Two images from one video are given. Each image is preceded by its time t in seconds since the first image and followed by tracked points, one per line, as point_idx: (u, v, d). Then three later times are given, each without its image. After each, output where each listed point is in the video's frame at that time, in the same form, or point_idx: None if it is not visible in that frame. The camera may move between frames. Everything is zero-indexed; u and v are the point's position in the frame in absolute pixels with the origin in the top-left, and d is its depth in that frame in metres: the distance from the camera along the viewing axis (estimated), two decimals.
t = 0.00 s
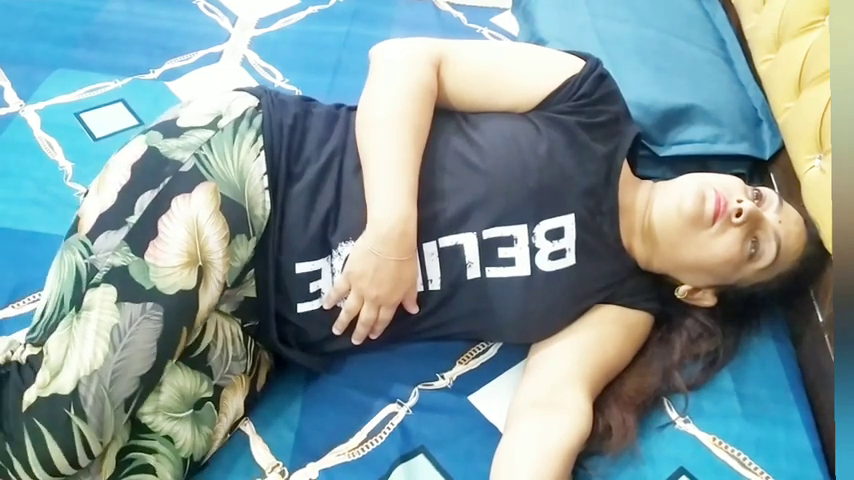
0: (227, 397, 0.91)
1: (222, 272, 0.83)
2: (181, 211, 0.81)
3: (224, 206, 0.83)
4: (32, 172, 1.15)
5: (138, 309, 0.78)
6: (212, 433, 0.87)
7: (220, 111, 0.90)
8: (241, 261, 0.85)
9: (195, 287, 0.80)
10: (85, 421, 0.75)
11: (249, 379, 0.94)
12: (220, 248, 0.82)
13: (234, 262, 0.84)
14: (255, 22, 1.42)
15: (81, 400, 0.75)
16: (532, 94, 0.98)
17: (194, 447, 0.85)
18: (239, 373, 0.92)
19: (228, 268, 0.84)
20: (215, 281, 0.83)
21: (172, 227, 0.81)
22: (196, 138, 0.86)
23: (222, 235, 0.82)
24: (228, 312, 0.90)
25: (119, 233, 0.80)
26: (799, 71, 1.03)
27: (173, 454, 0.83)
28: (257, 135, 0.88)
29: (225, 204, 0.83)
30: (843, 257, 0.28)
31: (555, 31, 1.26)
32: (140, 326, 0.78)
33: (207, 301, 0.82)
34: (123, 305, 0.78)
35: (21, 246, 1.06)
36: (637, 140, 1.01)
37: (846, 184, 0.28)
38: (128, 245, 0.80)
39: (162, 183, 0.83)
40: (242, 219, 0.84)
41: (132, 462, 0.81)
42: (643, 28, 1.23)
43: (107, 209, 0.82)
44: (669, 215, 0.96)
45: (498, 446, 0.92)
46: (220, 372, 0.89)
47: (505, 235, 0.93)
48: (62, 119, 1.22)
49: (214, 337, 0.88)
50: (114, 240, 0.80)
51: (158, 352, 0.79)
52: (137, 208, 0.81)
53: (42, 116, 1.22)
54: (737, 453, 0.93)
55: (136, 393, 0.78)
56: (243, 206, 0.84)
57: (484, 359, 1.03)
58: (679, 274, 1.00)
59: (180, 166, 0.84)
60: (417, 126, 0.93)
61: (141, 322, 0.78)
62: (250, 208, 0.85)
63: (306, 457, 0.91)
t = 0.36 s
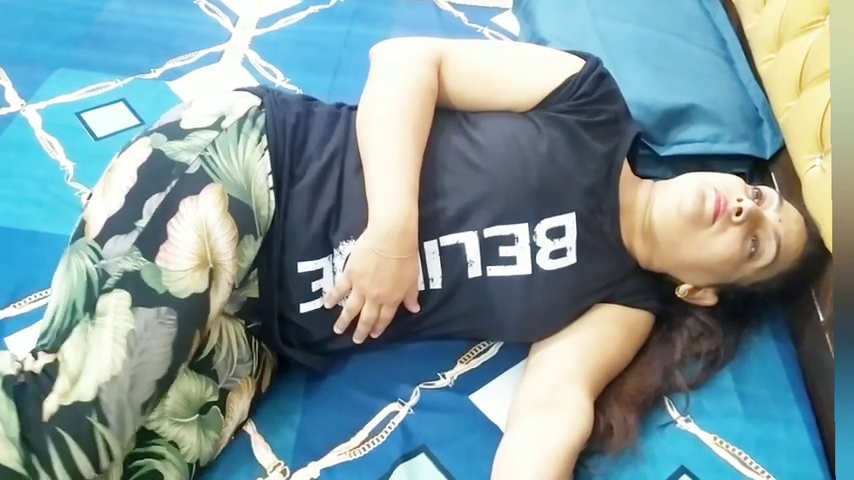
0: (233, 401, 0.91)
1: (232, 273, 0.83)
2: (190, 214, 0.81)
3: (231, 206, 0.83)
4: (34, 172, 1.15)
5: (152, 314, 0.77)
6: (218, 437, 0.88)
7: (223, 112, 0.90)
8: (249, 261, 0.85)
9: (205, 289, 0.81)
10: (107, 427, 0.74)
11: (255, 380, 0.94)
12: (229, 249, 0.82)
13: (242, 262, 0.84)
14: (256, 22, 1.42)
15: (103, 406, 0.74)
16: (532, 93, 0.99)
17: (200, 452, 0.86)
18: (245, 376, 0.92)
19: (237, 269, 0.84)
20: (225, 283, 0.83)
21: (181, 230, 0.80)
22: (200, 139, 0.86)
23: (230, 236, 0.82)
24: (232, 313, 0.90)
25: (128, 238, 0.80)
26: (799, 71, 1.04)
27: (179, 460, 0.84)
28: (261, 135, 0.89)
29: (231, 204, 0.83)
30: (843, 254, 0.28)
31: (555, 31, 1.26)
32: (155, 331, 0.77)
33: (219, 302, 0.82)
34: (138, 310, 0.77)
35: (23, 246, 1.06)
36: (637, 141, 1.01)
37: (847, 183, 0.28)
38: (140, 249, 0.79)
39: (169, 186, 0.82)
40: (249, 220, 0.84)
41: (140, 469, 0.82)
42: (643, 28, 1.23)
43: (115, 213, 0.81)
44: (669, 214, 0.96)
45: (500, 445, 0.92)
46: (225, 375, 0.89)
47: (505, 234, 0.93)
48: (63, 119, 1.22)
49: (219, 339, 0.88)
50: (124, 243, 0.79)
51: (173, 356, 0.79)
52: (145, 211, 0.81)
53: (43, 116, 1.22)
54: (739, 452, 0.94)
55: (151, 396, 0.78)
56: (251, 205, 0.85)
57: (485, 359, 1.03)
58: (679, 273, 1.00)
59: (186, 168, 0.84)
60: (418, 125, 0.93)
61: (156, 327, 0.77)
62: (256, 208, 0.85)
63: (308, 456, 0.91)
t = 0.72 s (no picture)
0: (241, 403, 0.91)
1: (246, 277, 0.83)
2: (206, 220, 0.81)
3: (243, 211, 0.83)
4: (35, 172, 1.15)
5: (175, 322, 0.78)
6: (226, 439, 0.89)
7: (230, 114, 0.89)
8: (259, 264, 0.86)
9: (223, 295, 0.81)
10: (134, 437, 0.75)
11: (261, 382, 0.95)
12: (244, 254, 0.82)
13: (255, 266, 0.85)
14: (256, 22, 1.42)
15: (129, 417, 0.75)
16: (532, 94, 0.99)
17: (209, 455, 0.87)
18: (252, 377, 0.93)
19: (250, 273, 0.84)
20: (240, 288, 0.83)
21: (198, 237, 0.80)
22: (210, 143, 0.86)
23: (245, 241, 0.82)
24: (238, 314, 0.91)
25: (146, 244, 0.80)
26: (800, 71, 1.04)
27: (189, 463, 0.85)
28: (269, 139, 0.89)
29: (245, 208, 0.83)
30: (842, 254, 0.28)
31: (556, 31, 1.26)
32: (178, 340, 0.78)
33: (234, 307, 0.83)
34: (160, 319, 0.78)
35: (24, 246, 1.06)
36: (639, 144, 1.01)
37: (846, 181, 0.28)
38: (158, 257, 0.79)
39: (183, 192, 0.82)
40: (261, 223, 0.84)
41: (150, 473, 0.82)
42: (643, 28, 1.23)
43: (128, 221, 0.81)
44: (670, 214, 0.96)
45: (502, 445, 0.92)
46: (234, 378, 0.90)
47: (505, 236, 0.93)
48: (65, 119, 1.22)
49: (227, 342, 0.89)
50: (142, 251, 0.80)
51: (195, 363, 0.79)
52: (161, 218, 0.81)
53: (45, 116, 1.22)
54: (739, 452, 0.94)
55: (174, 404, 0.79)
56: (262, 209, 0.85)
57: (486, 359, 1.03)
58: (680, 274, 1.00)
59: (199, 173, 0.83)
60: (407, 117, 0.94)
61: (178, 336, 0.78)
62: (268, 212, 0.86)
63: (309, 455, 0.91)
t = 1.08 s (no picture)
0: (241, 401, 0.92)
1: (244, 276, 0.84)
2: (202, 217, 0.81)
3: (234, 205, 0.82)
4: (36, 172, 1.15)
5: (169, 318, 0.78)
6: (226, 438, 0.90)
7: (231, 113, 0.89)
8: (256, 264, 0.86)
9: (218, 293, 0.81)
10: (127, 432, 0.75)
11: (260, 381, 0.95)
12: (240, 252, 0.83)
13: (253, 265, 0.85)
14: (256, 22, 1.42)
15: (122, 412, 0.75)
16: (531, 97, 0.96)
17: (209, 453, 0.88)
18: (252, 375, 0.93)
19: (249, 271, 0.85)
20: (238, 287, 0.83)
21: (195, 235, 0.81)
22: (210, 141, 0.85)
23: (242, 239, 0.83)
24: (237, 312, 0.89)
25: (141, 242, 0.80)
26: (800, 71, 1.04)
27: (188, 461, 0.85)
28: (269, 138, 0.88)
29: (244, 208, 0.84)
30: (842, 253, 0.28)
31: (557, 31, 1.27)
32: (171, 336, 0.78)
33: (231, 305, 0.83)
34: (154, 315, 0.78)
35: (26, 245, 1.07)
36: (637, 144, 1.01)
37: (847, 180, 0.28)
38: (153, 254, 0.79)
39: (181, 190, 0.82)
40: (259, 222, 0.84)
41: (149, 471, 0.83)
42: (644, 28, 1.23)
43: (125, 218, 0.81)
44: (670, 214, 0.97)
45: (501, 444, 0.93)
46: (234, 377, 0.90)
47: (506, 239, 0.94)
48: (66, 119, 1.22)
49: (225, 340, 0.87)
50: (138, 247, 0.80)
51: (189, 359, 0.79)
52: (158, 215, 0.81)
53: (46, 116, 1.23)
54: (739, 451, 0.94)
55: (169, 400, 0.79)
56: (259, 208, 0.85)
57: (486, 358, 1.04)
58: (680, 274, 1.00)
59: (198, 171, 0.83)
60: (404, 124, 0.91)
61: (172, 332, 0.78)
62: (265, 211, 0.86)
63: (311, 455, 0.92)
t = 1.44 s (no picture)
0: (240, 401, 0.92)
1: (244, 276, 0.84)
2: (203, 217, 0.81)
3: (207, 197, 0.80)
4: (36, 171, 1.15)
5: (167, 317, 0.78)
6: (226, 437, 0.90)
7: (232, 113, 0.89)
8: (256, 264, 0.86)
9: (217, 293, 0.81)
10: (125, 430, 0.75)
11: (260, 380, 0.95)
12: (240, 252, 0.83)
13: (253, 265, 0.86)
14: (256, 21, 1.42)
15: (119, 411, 0.75)
16: (529, 99, 0.96)
17: (208, 452, 0.88)
18: (251, 375, 0.93)
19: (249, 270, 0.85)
20: (238, 287, 0.83)
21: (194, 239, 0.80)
22: (211, 141, 0.86)
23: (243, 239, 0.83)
24: (238, 311, 0.90)
25: (141, 241, 0.80)
26: (800, 71, 1.04)
27: (188, 461, 0.85)
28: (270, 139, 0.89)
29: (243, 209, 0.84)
30: (842, 254, 0.28)
31: (557, 31, 1.27)
32: (169, 335, 0.77)
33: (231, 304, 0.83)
34: (153, 314, 0.77)
35: (26, 244, 1.07)
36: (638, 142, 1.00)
37: (847, 183, 0.28)
38: (153, 253, 0.79)
39: (182, 189, 0.82)
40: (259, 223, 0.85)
41: (148, 470, 0.83)
42: (644, 28, 1.23)
43: (125, 216, 0.81)
44: (670, 214, 0.97)
45: (501, 444, 0.93)
46: (233, 377, 0.90)
47: (506, 237, 0.94)
48: (66, 118, 1.22)
49: (225, 339, 0.88)
50: (137, 247, 0.80)
51: (187, 359, 0.79)
52: (158, 214, 0.81)
53: (45, 115, 1.23)
54: (739, 450, 0.94)
55: (167, 399, 0.79)
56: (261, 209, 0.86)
57: (486, 358, 1.04)
58: (679, 273, 1.00)
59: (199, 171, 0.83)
60: (377, 113, 0.88)
61: (170, 331, 0.77)
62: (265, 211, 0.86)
63: (310, 455, 0.92)
